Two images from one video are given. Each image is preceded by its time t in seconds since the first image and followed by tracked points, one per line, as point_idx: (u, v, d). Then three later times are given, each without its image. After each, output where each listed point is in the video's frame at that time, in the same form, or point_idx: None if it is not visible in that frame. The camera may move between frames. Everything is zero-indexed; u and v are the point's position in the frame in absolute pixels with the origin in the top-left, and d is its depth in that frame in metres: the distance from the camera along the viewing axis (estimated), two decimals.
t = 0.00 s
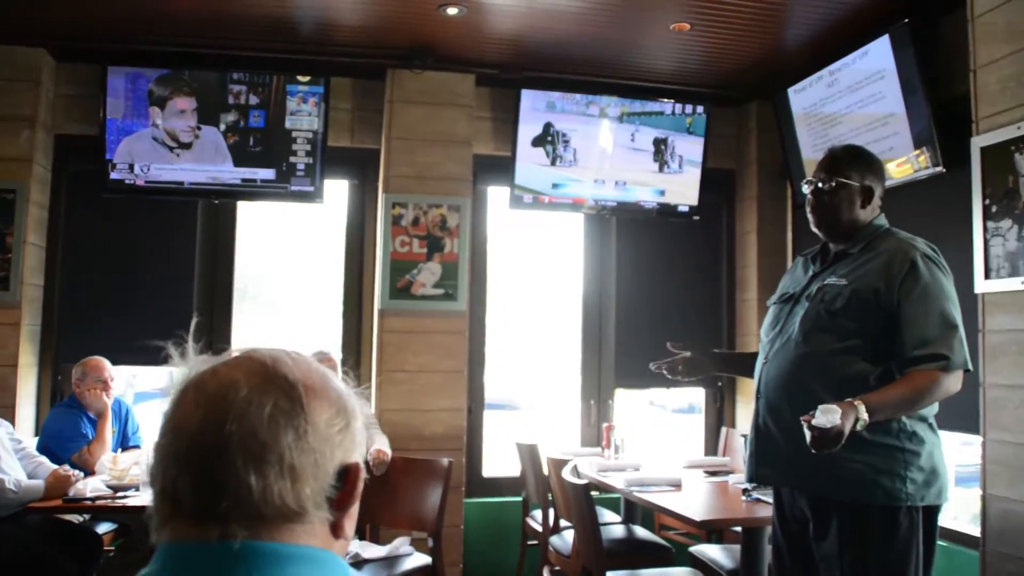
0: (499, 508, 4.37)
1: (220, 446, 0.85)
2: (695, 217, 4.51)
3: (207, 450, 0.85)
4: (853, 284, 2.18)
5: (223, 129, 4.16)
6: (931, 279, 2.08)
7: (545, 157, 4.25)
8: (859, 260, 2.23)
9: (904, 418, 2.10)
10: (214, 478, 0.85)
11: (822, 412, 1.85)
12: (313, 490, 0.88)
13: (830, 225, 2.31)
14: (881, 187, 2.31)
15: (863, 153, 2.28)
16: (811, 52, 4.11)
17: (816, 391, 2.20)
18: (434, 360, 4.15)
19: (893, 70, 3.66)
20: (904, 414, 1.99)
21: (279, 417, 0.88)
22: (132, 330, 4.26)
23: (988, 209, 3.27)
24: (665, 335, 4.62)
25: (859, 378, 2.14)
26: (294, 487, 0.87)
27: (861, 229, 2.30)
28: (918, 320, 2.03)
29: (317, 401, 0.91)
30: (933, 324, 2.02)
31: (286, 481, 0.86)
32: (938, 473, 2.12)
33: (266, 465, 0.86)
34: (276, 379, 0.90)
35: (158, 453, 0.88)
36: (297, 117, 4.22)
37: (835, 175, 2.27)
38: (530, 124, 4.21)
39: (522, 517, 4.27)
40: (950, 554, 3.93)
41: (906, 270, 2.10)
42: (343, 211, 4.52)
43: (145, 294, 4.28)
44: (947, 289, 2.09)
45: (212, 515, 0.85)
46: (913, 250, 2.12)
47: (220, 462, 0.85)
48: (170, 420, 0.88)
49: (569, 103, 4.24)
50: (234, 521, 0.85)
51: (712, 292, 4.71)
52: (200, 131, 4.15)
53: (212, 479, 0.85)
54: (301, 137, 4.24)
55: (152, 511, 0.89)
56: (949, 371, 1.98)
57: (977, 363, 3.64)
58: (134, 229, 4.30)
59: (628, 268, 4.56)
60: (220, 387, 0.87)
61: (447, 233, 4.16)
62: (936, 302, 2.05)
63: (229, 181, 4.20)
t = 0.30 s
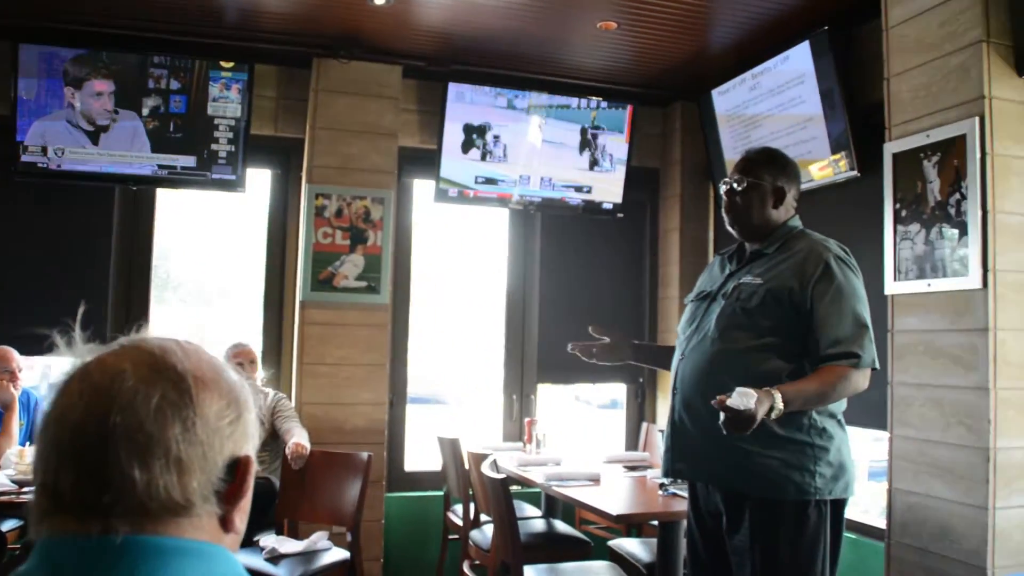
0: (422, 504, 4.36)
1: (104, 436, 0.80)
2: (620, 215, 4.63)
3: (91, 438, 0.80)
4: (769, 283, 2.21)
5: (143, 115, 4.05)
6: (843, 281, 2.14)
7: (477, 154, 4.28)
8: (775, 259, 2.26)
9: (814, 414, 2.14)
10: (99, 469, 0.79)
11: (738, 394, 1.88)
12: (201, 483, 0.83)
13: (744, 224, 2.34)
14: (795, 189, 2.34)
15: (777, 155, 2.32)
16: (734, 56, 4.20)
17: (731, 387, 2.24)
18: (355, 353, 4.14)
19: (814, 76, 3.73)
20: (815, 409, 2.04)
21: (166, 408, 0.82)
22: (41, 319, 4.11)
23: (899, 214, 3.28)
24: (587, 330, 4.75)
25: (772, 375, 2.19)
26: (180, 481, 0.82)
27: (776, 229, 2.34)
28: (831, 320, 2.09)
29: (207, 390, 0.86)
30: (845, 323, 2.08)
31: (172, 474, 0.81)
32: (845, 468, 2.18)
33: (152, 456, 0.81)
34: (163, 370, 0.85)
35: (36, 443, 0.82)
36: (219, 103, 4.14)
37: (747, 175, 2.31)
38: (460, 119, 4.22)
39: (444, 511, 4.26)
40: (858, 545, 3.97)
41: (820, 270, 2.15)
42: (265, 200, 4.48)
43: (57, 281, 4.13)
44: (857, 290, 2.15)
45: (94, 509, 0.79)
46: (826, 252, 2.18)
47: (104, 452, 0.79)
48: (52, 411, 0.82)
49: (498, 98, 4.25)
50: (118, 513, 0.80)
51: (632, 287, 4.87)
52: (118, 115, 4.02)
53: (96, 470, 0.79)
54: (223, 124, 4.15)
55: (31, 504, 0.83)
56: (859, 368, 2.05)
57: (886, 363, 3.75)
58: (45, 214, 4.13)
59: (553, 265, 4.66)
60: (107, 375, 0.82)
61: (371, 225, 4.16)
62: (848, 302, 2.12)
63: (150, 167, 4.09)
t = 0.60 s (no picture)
0: (377, 503, 4.34)
1: (31, 438, 0.76)
2: (576, 215, 4.66)
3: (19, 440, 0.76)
4: (717, 285, 2.21)
5: (95, 107, 3.97)
6: (788, 282, 2.13)
7: (435, 152, 4.28)
8: (724, 262, 2.26)
9: (762, 415, 2.15)
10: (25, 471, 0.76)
11: (667, 395, 1.88)
12: (133, 485, 0.80)
13: (694, 226, 2.34)
14: (745, 190, 2.33)
15: (726, 157, 2.30)
16: (690, 58, 4.24)
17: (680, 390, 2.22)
18: (309, 352, 4.11)
19: (768, 80, 3.76)
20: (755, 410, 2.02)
21: (96, 409, 0.79)
22: None
23: (849, 216, 3.30)
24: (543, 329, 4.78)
25: (720, 377, 2.18)
26: (112, 484, 0.79)
27: (725, 231, 2.34)
28: (775, 321, 2.08)
29: (140, 391, 0.83)
30: (788, 325, 2.07)
31: (102, 476, 0.78)
32: (795, 467, 2.19)
33: (80, 458, 0.77)
34: (94, 369, 0.82)
35: None
36: (173, 97, 4.07)
37: (696, 177, 2.30)
38: (417, 117, 4.22)
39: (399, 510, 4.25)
40: (810, 542, 3.95)
41: (765, 272, 2.15)
42: (219, 196, 4.43)
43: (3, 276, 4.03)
44: (803, 291, 2.15)
45: (18, 514, 0.76)
46: (772, 253, 2.18)
47: (30, 456, 0.76)
48: None
49: (456, 96, 4.26)
50: (43, 518, 0.76)
51: (587, 286, 4.93)
52: (67, 107, 3.93)
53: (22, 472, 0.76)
54: (176, 118, 4.10)
55: None
56: (800, 370, 2.03)
57: (835, 363, 3.80)
58: None
59: (508, 263, 4.72)
60: (33, 376, 0.79)
61: (326, 223, 4.15)
62: (792, 304, 2.11)
63: (102, 161, 4.02)
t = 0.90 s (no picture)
0: (349, 504, 4.32)
1: None
2: (550, 218, 4.69)
3: None
4: (682, 287, 2.20)
5: (66, 105, 3.93)
6: (749, 284, 2.12)
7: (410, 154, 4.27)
8: (691, 265, 2.25)
9: (730, 417, 2.15)
10: None
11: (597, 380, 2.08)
12: (89, 487, 0.81)
13: (664, 227, 2.33)
14: (716, 194, 2.33)
15: (697, 160, 2.31)
16: (663, 61, 4.27)
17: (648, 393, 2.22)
18: (281, 353, 4.09)
19: (740, 84, 3.78)
20: (703, 408, 2.03)
21: (52, 412, 0.80)
22: None
23: (820, 220, 3.32)
24: (517, 331, 4.80)
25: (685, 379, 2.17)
26: (68, 486, 0.80)
27: (696, 234, 2.33)
28: (730, 322, 2.07)
29: (97, 393, 0.83)
30: (743, 326, 2.07)
31: (58, 479, 0.79)
32: (763, 469, 2.18)
33: (34, 462, 0.79)
34: (52, 371, 0.82)
35: None
36: (144, 96, 4.04)
37: (667, 178, 2.30)
38: (390, 118, 4.21)
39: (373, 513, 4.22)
40: (781, 544, 3.93)
41: (726, 274, 2.13)
42: (191, 196, 4.40)
43: None
44: (764, 293, 2.13)
45: None
46: (735, 255, 2.16)
47: None
48: None
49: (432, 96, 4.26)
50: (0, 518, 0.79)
51: (561, 288, 4.94)
52: (39, 105, 3.89)
53: None
54: (147, 117, 4.06)
55: None
56: (745, 372, 2.02)
57: (804, 366, 3.84)
58: None
59: (482, 264, 4.72)
60: None
61: (299, 223, 4.13)
62: (752, 305, 2.09)
63: (73, 160, 3.98)
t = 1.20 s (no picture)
0: (341, 507, 4.32)
1: None
2: (540, 218, 4.70)
3: None
4: (669, 286, 2.21)
5: (54, 108, 3.92)
6: (729, 281, 2.12)
7: (407, 155, 4.29)
8: (680, 264, 2.26)
9: (721, 416, 2.15)
10: None
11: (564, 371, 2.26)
12: (74, 491, 0.80)
13: (652, 228, 2.34)
14: (705, 195, 2.33)
15: (685, 161, 2.30)
16: (652, 62, 4.28)
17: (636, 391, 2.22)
18: (271, 355, 4.09)
19: (727, 84, 3.79)
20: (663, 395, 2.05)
21: (36, 415, 0.79)
22: None
23: (808, 219, 3.33)
24: (507, 331, 4.80)
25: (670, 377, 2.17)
26: (52, 489, 0.79)
27: (685, 234, 2.33)
28: (708, 318, 2.08)
29: (83, 396, 0.82)
30: (721, 321, 2.07)
31: (42, 483, 0.79)
32: (755, 468, 2.18)
33: (19, 466, 0.78)
34: (35, 374, 0.81)
35: None
36: (132, 99, 4.03)
37: (655, 179, 2.31)
38: (380, 119, 4.21)
39: (366, 515, 4.21)
40: (773, 542, 3.94)
41: (710, 271, 2.14)
42: (180, 198, 4.39)
43: None
44: (746, 290, 2.13)
45: None
46: (720, 253, 2.17)
47: None
48: None
49: (429, 96, 4.28)
50: None
51: (552, 289, 4.94)
52: (28, 110, 3.88)
53: None
54: (135, 120, 4.05)
55: None
56: (701, 363, 2.02)
57: (793, 363, 3.85)
58: None
59: (473, 264, 4.72)
60: None
61: (288, 226, 4.13)
62: (730, 302, 2.09)
63: (62, 164, 3.97)
